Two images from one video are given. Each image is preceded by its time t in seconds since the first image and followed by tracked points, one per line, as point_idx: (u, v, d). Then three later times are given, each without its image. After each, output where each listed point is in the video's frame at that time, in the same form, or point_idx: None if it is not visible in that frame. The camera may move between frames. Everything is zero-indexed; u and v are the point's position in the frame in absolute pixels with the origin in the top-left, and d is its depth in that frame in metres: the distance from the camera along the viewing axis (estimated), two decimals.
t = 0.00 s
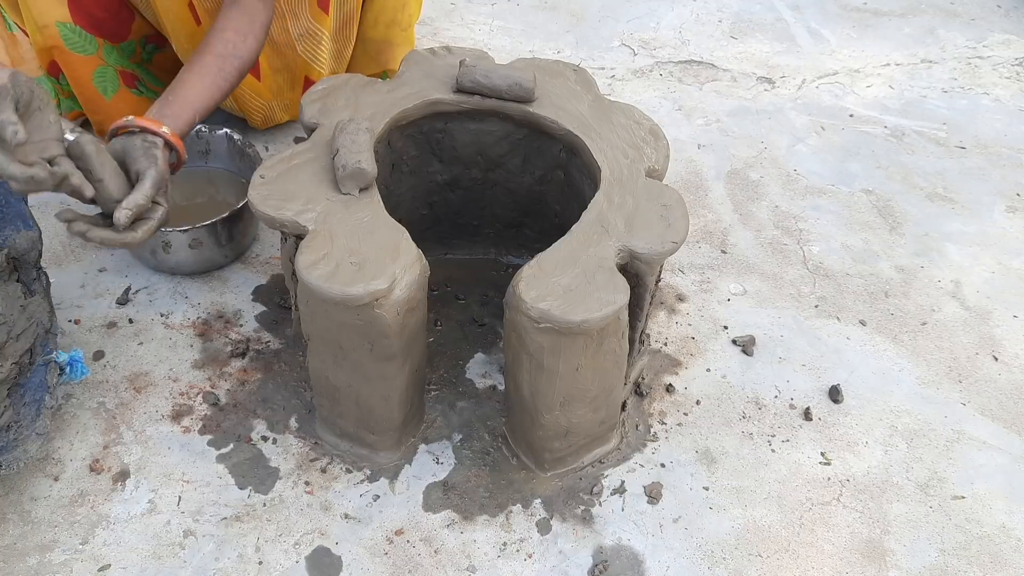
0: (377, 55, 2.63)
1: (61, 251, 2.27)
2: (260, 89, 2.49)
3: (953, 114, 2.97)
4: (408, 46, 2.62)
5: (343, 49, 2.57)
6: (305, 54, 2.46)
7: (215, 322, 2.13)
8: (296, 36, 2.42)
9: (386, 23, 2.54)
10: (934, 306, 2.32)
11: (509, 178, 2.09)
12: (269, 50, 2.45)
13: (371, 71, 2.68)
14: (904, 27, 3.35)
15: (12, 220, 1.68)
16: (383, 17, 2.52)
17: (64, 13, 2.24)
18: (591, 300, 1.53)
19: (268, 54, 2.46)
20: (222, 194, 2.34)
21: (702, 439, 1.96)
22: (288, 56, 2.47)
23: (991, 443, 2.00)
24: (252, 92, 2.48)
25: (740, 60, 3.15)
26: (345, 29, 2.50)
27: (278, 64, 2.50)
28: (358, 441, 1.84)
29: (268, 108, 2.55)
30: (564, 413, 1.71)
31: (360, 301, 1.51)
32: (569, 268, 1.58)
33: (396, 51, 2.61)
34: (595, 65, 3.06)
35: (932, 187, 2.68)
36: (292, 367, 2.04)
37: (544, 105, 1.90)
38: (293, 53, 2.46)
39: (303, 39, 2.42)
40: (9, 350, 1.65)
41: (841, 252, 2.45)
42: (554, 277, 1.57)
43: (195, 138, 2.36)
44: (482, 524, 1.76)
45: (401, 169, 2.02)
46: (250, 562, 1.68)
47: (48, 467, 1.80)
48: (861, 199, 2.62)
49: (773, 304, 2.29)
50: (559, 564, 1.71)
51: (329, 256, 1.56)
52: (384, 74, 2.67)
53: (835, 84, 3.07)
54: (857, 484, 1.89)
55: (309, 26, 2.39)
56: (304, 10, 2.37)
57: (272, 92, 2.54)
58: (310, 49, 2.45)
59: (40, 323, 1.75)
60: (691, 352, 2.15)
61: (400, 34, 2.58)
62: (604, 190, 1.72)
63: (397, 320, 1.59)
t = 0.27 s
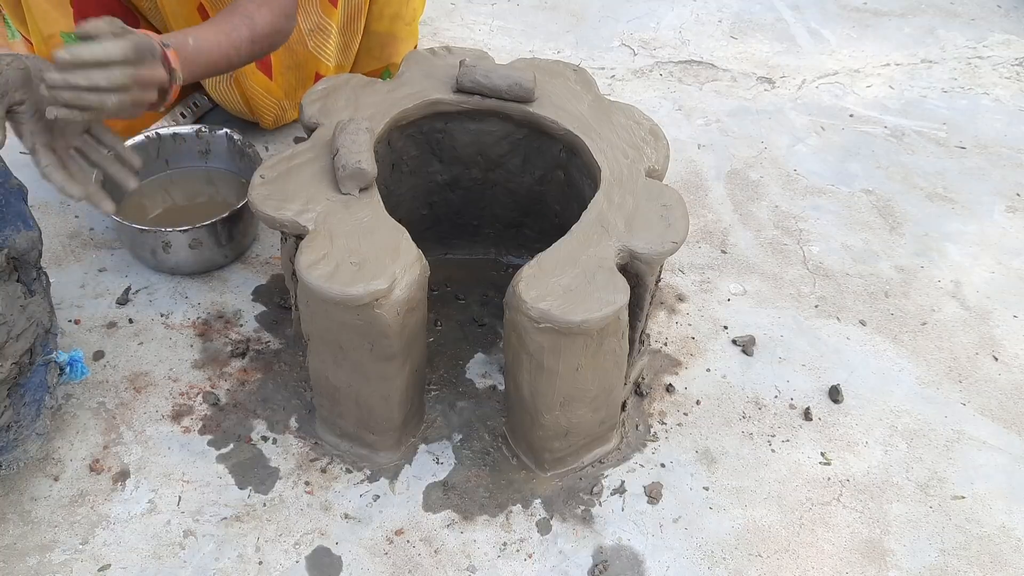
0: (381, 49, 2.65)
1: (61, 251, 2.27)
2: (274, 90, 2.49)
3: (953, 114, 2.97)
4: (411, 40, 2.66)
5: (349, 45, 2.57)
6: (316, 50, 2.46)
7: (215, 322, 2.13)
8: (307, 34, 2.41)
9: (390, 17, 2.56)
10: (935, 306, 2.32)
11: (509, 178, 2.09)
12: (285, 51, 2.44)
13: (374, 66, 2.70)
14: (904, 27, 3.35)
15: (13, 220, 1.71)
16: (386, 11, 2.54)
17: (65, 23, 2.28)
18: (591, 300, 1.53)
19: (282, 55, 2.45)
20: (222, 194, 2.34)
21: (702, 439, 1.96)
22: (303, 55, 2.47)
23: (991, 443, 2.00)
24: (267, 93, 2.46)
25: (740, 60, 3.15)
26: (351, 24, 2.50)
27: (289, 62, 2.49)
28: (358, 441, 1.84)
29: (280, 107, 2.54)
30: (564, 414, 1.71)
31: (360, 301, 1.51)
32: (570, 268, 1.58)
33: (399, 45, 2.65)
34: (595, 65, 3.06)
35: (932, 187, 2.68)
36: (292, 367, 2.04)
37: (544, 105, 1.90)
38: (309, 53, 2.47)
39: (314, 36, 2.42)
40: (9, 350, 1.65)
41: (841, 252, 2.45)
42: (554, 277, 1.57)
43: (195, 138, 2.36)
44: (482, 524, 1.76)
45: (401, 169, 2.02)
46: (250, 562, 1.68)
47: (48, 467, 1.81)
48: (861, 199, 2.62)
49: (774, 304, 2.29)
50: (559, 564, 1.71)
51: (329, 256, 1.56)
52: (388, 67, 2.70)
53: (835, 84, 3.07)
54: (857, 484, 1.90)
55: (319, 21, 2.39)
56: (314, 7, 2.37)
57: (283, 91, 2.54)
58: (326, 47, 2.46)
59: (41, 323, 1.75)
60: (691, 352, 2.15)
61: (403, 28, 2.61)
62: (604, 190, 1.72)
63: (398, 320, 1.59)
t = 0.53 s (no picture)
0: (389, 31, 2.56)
1: (61, 251, 2.27)
2: (291, 77, 2.46)
3: (953, 114, 2.97)
4: (416, 19, 2.55)
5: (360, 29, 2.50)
6: (332, 34, 2.40)
7: (215, 322, 2.13)
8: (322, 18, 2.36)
9: None
10: (935, 306, 2.32)
11: (509, 178, 2.09)
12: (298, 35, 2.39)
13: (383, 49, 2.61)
14: (904, 27, 3.35)
15: (12, 220, 1.70)
16: None
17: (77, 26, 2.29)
18: (591, 300, 1.53)
19: (298, 40, 2.41)
20: (222, 194, 2.34)
21: (702, 439, 1.96)
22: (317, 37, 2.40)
23: (992, 443, 2.00)
24: (286, 82, 2.45)
25: (740, 60, 3.15)
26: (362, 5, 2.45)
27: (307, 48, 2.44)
28: (358, 441, 1.84)
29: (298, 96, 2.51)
30: (564, 414, 1.71)
31: (360, 301, 1.51)
32: (570, 268, 1.58)
33: (406, 26, 2.55)
34: (595, 65, 3.06)
35: (932, 187, 2.68)
36: (292, 367, 2.04)
37: (544, 105, 1.90)
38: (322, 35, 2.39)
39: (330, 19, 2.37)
40: (10, 350, 1.65)
41: (841, 252, 2.45)
42: (554, 277, 1.57)
43: (195, 138, 2.36)
44: (482, 524, 1.76)
45: (401, 169, 2.02)
46: (250, 562, 1.68)
47: (48, 467, 1.81)
48: (861, 199, 2.62)
49: (774, 304, 2.29)
50: (559, 564, 1.71)
51: (329, 256, 1.56)
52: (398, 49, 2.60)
53: (835, 84, 3.07)
54: (857, 484, 1.89)
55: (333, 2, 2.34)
56: None
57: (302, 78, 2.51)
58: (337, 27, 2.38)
59: (41, 323, 1.75)
60: (691, 352, 2.15)
61: (407, 6, 2.51)
62: (605, 190, 1.72)
63: (398, 320, 1.59)
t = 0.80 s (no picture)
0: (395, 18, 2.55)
1: (61, 251, 2.27)
2: (307, 67, 2.44)
3: (953, 114, 2.97)
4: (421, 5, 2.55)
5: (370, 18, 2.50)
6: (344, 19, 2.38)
7: (215, 322, 2.13)
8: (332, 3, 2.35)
9: None
10: (935, 306, 2.32)
11: (509, 178, 2.09)
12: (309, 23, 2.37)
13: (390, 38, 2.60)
14: (905, 27, 3.35)
15: (12, 220, 1.71)
16: None
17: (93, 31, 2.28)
18: (591, 300, 1.53)
19: (308, 26, 2.38)
20: (222, 194, 2.34)
21: (702, 439, 1.96)
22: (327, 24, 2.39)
23: (992, 443, 2.00)
24: (303, 73, 2.42)
25: (740, 60, 3.15)
26: None
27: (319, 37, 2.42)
28: (358, 441, 1.84)
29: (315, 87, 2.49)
30: (564, 413, 1.71)
31: (360, 301, 1.51)
32: (570, 268, 1.58)
33: (409, 13, 2.54)
34: (595, 65, 3.06)
35: (932, 187, 2.68)
36: (292, 367, 2.04)
37: (544, 105, 1.90)
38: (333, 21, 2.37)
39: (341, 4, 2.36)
40: (9, 350, 1.65)
41: (841, 252, 2.45)
42: (554, 277, 1.57)
43: (195, 138, 2.36)
44: (482, 524, 1.76)
45: (401, 169, 2.02)
46: (250, 562, 1.68)
47: (48, 467, 1.81)
48: (861, 199, 2.62)
49: (774, 304, 2.29)
50: (559, 564, 1.71)
51: (329, 256, 1.56)
52: (404, 37, 2.59)
53: (835, 84, 3.07)
54: (857, 484, 1.89)
55: None
56: None
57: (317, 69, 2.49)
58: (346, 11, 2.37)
59: (41, 323, 1.75)
60: (691, 352, 2.15)
61: None
62: (605, 190, 1.72)
63: (398, 320, 1.59)
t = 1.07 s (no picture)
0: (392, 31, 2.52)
1: (61, 251, 2.27)
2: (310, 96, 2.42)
3: (953, 114, 2.97)
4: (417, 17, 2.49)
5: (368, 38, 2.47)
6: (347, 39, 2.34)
7: (215, 322, 2.13)
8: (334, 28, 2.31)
9: None
10: (934, 306, 2.32)
11: (508, 178, 2.09)
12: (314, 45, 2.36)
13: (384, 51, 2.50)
14: (905, 27, 3.35)
15: (12, 220, 1.71)
16: None
17: (101, 40, 2.28)
18: (591, 300, 1.53)
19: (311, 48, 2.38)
20: (222, 193, 2.34)
21: (702, 439, 1.96)
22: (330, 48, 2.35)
23: (992, 443, 2.00)
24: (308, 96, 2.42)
25: (740, 60, 3.15)
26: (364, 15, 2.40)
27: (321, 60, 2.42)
28: (358, 441, 1.84)
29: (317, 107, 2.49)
30: (564, 413, 1.71)
31: (360, 301, 1.51)
32: (569, 268, 1.58)
33: (402, 23, 2.44)
34: (595, 65, 3.06)
35: (932, 187, 2.68)
36: (292, 367, 2.04)
37: (544, 105, 1.90)
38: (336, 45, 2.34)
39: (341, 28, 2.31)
40: (9, 350, 1.65)
41: (841, 252, 2.45)
42: (554, 277, 1.57)
43: (195, 138, 2.36)
44: (482, 524, 1.76)
45: (401, 169, 2.03)
46: (250, 562, 1.68)
47: (48, 467, 1.81)
48: (861, 199, 2.62)
49: (774, 304, 2.29)
50: (559, 564, 1.71)
51: (329, 256, 1.56)
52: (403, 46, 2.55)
53: (835, 84, 3.07)
54: (857, 484, 1.89)
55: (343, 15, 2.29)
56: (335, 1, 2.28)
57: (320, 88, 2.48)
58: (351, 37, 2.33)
59: (41, 323, 1.74)
60: (691, 352, 2.15)
61: (400, 3, 2.40)
62: (604, 190, 1.72)
63: (398, 320, 1.59)
